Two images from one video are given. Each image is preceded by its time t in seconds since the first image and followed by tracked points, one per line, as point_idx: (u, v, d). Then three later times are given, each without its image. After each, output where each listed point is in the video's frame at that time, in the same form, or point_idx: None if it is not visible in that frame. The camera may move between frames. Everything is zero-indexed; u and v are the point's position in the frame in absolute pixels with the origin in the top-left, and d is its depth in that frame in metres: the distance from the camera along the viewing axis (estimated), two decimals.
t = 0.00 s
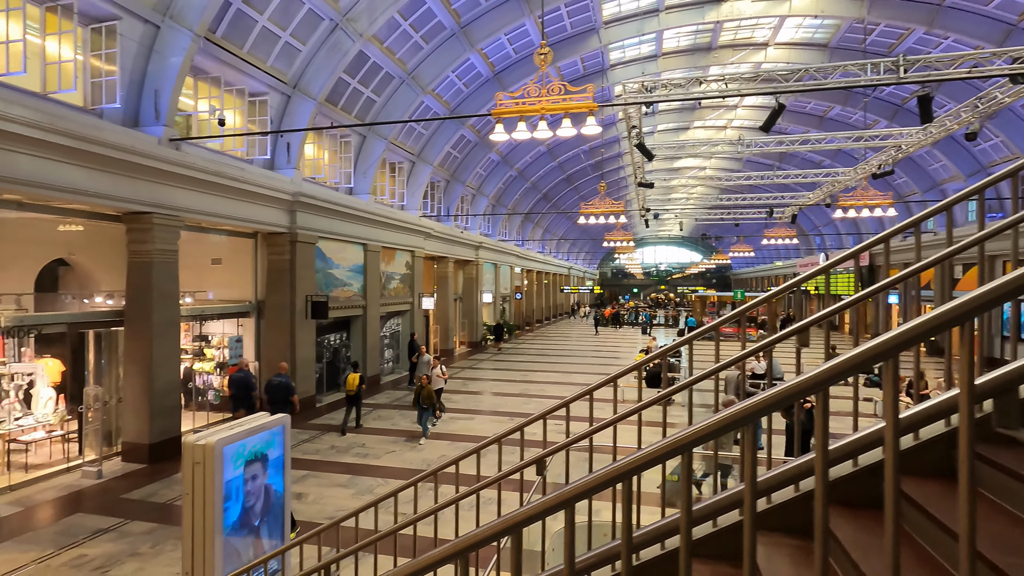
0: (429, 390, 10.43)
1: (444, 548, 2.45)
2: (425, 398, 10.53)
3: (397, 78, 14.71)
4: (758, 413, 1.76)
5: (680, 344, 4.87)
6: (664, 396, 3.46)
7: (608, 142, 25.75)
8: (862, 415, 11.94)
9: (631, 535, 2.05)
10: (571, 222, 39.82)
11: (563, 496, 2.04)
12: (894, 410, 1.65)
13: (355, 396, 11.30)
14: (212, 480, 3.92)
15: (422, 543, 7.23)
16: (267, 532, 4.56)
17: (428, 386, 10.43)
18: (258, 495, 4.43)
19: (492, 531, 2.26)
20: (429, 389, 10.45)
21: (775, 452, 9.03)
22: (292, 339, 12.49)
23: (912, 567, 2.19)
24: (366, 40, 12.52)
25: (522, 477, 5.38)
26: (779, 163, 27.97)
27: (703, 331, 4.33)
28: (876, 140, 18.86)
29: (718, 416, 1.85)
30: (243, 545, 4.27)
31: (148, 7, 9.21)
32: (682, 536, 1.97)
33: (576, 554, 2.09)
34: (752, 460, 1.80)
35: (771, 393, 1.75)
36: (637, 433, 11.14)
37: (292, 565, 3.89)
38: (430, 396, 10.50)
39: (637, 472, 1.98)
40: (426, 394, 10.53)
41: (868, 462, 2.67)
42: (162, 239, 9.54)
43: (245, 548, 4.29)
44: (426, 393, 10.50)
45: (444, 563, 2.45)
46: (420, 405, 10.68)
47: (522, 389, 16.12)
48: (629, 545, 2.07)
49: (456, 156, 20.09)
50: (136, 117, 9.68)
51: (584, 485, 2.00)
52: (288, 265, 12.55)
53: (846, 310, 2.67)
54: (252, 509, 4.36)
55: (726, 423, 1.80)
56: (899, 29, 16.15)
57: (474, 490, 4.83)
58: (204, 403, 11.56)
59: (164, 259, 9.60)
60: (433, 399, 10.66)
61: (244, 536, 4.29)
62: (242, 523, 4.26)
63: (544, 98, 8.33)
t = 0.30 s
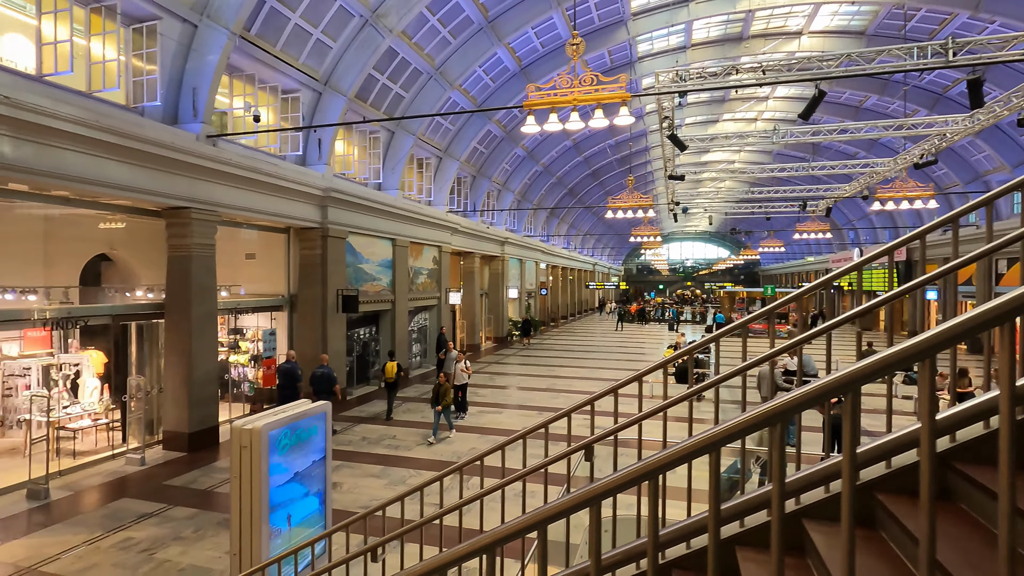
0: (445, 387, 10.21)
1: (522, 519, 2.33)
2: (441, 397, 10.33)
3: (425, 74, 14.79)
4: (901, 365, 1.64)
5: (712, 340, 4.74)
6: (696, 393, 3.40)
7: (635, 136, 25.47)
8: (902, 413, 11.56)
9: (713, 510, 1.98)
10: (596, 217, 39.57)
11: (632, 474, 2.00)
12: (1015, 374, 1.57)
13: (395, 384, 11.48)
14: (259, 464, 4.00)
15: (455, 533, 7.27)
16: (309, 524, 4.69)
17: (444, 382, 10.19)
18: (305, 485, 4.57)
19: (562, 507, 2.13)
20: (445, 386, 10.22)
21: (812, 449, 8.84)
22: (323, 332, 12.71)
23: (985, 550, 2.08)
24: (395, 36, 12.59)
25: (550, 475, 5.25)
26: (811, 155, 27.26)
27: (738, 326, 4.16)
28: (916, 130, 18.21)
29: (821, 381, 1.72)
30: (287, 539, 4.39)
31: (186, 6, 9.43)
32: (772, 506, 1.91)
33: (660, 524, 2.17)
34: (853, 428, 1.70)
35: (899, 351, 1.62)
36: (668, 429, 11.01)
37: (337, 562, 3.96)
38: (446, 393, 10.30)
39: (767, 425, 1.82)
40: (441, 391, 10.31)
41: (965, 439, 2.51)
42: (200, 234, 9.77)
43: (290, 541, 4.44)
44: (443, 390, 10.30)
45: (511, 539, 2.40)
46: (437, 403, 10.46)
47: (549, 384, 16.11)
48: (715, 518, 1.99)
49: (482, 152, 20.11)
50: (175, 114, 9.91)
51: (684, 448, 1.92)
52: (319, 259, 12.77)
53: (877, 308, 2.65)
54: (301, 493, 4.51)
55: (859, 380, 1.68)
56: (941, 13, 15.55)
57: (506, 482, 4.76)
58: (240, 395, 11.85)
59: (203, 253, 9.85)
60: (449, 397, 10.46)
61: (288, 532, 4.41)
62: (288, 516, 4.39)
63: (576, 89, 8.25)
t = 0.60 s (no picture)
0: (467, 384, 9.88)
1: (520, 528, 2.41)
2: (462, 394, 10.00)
3: (455, 68, 14.82)
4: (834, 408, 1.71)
5: (740, 338, 4.63)
6: (731, 390, 3.25)
7: (666, 128, 25.09)
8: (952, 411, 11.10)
9: (811, 483, 1.77)
10: (625, 211, 39.21)
11: (712, 450, 1.92)
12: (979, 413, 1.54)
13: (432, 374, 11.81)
14: (306, 447, 4.08)
15: (490, 524, 7.29)
16: (351, 512, 4.74)
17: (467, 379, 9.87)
18: (347, 471, 4.62)
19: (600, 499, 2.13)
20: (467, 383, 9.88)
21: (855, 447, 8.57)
22: (356, 325, 12.85)
23: None
24: (426, 30, 12.64)
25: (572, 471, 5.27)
26: (850, 146, 26.39)
27: (764, 326, 4.01)
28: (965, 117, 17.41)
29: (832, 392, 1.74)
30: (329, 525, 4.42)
31: (225, 5, 9.65)
32: (808, 509, 1.79)
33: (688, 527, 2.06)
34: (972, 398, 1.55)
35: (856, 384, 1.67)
36: (704, 424, 10.84)
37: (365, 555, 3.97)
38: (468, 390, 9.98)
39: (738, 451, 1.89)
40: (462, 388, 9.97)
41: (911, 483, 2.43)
42: (239, 228, 9.99)
43: (333, 527, 4.48)
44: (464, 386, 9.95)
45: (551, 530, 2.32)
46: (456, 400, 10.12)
47: (579, 378, 16.05)
48: (816, 492, 1.78)
49: (511, 146, 20.09)
50: (215, 111, 10.14)
51: (698, 456, 1.94)
52: (353, 253, 12.90)
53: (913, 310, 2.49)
54: (342, 479, 4.54)
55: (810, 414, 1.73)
56: None
57: (534, 478, 4.73)
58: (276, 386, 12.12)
59: (242, 246, 10.07)
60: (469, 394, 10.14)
61: (332, 519, 4.45)
62: (330, 502, 4.43)
63: (611, 78, 8.16)
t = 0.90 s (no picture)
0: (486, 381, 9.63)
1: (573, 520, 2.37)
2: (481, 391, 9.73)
3: (485, 63, 14.80)
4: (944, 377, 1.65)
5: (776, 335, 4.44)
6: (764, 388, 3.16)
7: (698, 121, 24.60)
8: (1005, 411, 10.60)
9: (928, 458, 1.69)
10: (654, 206, 38.71)
11: (769, 440, 1.88)
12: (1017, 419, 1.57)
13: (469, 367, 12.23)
14: (350, 435, 4.10)
15: (525, 517, 7.28)
16: (390, 503, 4.77)
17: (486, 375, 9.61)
18: (388, 459, 4.67)
19: (660, 484, 2.07)
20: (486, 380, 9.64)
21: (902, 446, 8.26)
22: (389, 319, 12.92)
23: None
24: (457, 25, 12.65)
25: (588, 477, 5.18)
26: (891, 137, 25.44)
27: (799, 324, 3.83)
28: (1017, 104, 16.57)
29: (899, 379, 1.75)
30: (371, 515, 4.45)
31: (262, 3, 9.82)
32: (924, 485, 1.72)
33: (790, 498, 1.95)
34: None
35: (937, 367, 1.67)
36: (740, 421, 10.61)
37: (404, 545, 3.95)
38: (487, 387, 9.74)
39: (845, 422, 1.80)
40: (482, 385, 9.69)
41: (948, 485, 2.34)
42: (276, 223, 10.18)
43: (373, 516, 4.49)
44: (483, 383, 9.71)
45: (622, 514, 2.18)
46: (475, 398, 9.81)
47: (610, 374, 15.90)
48: (849, 496, 1.85)
49: (540, 141, 19.99)
50: (253, 108, 10.33)
51: (760, 441, 1.90)
52: (385, 248, 13.01)
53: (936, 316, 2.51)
54: (384, 463, 4.61)
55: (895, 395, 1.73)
56: None
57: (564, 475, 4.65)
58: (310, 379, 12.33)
59: (279, 241, 10.26)
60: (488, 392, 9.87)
61: (372, 507, 4.48)
62: (372, 491, 4.45)
63: (649, 67, 8.01)
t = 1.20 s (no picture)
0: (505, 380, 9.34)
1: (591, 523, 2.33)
2: (500, 390, 9.42)
3: (518, 59, 14.76)
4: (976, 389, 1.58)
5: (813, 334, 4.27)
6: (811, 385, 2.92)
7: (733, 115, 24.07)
8: None
9: None
10: (686, 202, 38.13)
11: (859, 423, 1.72)
12: None
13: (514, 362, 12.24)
14: (396, 422, 4.15)
15: (563, 512, 7.24)
16: (433, 493, 4.78)
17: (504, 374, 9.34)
18: (431, 447, 4.69)
19: (727, 473, 1.93)
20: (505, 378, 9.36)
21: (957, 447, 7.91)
22: (423, 313, 13.02)
23: None
24: (490, 21, 12.65)
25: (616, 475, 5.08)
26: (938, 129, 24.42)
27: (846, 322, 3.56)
28: None
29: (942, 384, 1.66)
30: (415, 504, 4.46)
31: (301, 3, 9.99)
32: None
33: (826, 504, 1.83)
34: None
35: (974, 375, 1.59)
36: (781, 420, 10.35)
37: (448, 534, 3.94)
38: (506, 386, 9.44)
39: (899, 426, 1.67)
40: (500, 384, 9.40)
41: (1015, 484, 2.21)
42: (315, 219, 10.36)
43: (417, 506, 4.50)
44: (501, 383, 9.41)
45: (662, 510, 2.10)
46: (495, 399, 9.49)
47: (643, 371, 15.71)
48: (976, 476, 1.64)
49: (572, 137, 19.87)
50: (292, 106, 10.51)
51: (763, 459, 1.87)
52: (419, 244, 13.12)
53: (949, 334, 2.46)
54: (427, 453, 4.61)
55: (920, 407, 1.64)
56: None
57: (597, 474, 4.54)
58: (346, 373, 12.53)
59: (317, 237, 10.44)
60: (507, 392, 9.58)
61: (415, 497, 4.48)
62: (415, 480, 4.46)
63: (689, 56, 7.85)
